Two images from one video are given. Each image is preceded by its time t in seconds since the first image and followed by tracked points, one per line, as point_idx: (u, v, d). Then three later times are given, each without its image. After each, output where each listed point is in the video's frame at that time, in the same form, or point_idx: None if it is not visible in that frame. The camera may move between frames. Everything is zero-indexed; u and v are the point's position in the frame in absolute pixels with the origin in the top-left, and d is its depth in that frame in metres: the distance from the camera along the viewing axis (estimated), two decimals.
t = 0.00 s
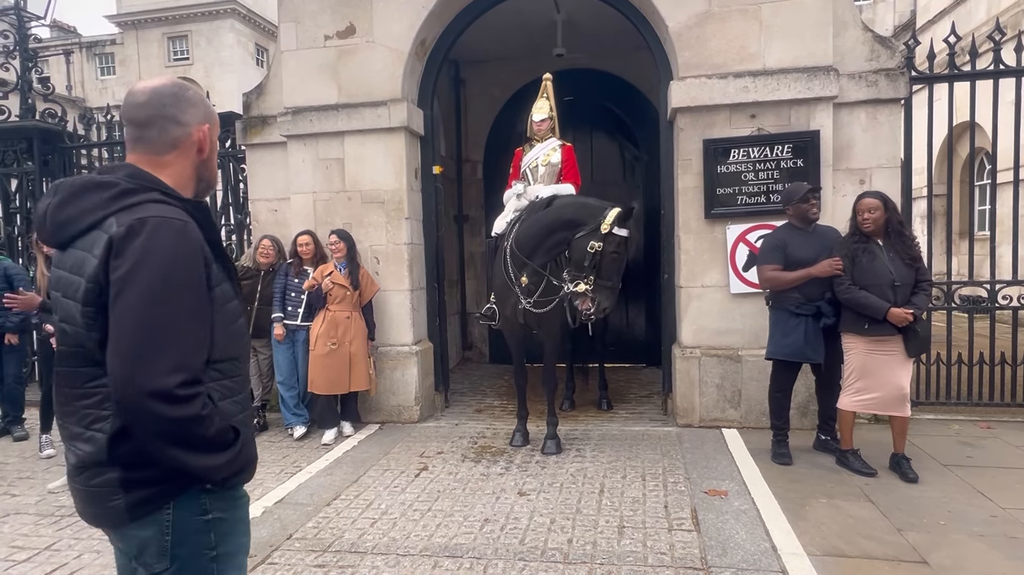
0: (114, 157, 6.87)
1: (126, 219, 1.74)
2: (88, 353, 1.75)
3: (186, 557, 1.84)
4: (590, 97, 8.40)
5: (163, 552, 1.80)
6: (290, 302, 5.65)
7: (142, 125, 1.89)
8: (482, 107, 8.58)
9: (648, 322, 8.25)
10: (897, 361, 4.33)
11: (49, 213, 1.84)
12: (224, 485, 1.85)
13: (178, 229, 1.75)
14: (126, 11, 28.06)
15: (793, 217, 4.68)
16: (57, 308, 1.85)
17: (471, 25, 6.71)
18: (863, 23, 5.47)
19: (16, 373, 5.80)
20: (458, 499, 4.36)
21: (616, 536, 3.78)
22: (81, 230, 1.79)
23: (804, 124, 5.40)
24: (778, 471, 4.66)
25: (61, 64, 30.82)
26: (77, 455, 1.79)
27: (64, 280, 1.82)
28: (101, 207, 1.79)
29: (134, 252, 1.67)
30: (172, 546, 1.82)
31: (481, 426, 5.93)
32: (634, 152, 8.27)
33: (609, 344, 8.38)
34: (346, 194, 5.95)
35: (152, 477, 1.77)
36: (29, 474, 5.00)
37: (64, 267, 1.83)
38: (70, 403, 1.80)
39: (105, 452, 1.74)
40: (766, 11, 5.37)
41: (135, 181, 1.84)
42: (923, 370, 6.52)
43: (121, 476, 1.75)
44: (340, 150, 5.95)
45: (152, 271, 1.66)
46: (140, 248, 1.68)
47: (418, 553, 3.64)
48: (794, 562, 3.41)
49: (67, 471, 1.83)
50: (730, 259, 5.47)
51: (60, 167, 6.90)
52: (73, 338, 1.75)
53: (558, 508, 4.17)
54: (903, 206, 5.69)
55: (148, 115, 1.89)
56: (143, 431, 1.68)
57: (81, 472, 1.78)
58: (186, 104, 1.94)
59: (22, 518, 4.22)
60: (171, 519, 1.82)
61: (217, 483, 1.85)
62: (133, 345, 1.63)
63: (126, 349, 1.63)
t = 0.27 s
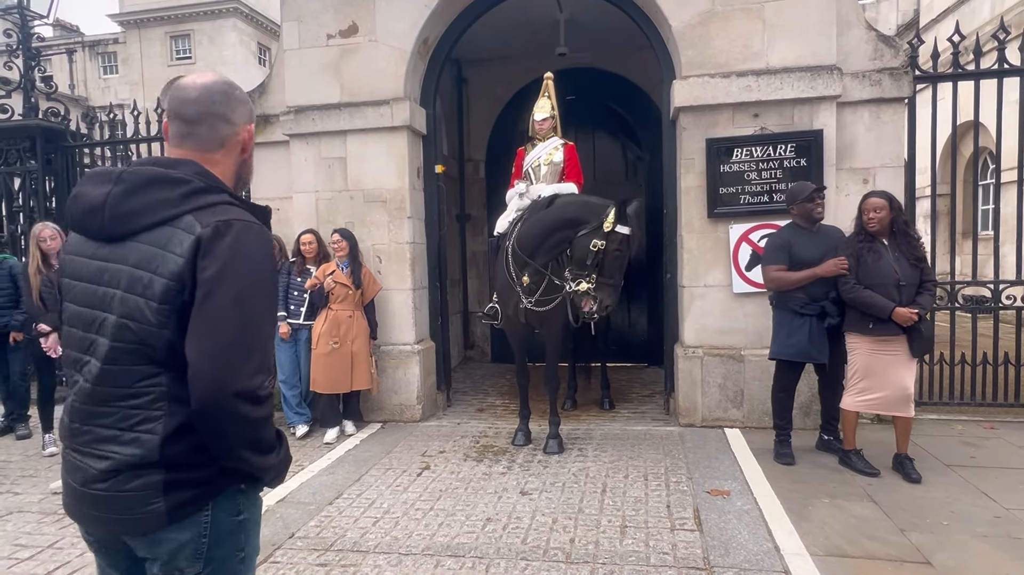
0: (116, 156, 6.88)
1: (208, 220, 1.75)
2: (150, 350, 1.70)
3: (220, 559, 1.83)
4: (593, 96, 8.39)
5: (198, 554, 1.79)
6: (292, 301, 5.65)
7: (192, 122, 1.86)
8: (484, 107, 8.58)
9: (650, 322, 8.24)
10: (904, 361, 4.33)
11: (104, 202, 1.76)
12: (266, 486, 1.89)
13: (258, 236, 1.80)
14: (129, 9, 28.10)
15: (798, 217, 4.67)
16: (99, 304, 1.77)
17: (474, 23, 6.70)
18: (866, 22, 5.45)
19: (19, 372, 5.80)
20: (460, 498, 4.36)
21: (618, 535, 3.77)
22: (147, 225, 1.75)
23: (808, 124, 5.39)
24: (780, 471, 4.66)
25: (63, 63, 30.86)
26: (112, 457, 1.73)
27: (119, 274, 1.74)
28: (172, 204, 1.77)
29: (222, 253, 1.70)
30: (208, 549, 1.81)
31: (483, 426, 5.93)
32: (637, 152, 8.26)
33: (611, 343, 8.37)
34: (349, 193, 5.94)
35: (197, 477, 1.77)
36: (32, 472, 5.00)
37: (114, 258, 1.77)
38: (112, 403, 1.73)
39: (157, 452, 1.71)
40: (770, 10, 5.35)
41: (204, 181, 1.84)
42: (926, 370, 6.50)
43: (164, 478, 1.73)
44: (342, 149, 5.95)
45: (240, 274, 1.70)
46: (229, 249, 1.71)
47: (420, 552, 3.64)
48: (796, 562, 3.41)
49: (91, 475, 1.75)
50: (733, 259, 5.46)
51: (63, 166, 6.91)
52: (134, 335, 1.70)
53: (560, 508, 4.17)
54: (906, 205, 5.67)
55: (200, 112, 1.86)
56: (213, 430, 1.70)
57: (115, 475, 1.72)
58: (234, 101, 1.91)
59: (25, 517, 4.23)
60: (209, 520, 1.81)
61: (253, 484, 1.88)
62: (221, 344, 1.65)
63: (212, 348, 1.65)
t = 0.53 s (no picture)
0: (119, 155, 6.89)
1: (225, 220, 1.76)
2: (174, 351, 1.71)
3: (235, 554, 1.84)
4: (595, 95, 8.38)
5: (215, 550, 1.80)
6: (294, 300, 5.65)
7: (182, 118, 1.85)
8: (487, 106, 8.57)
9: (652, 321, 8.24)
10: (908, 360, 4.30)
11: (115, 204, 1.74)
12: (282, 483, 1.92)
13: (275, 234, 1.81)
14: (131, 9, 28.14)
15: (802, 216, 4.66)
16: (112, 306, 1.75)
17: (476, 22, 6.69)
18: (870, 21, 5.44)
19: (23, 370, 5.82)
20: (462, 498, 4.35)
21: (620, 535, 3.77)
22: (162, 227, 1.74)
23: (811, 123, 5.38)
24: (783, 471, 4.65)
25: (67, 62, 30.92)
26: (134, 456, 1.71)
27: (136, 276, 1.73)
28: (188, 206, 1.77)
29: (243, 253, 1.71)
30: (225, 544, 1.82)
31: (484, 425, 5.93)
32: (639, 151, 8.25)
33: (613, 343, 8.37)
34: (351, 192, 5.94)
35: (218, 474, 1.79)
36: (34, 471, 5.01)
37: (128, 261, 1.75)
38: (134, 403, 1.71)
39: (184, 449, 1.73)
40: (773, 9, 5.34)
41: (214, 181, 1.85)
42: (929, 370, 6.48)
43: (188, 474, 1.74)
44: (345, 148, 5.95)
45: (262, 275, 1.72)
46: (248, 249, 1.72)
47: (421, 551, 3.64)
48: (799, 563, 3.40)
49: (109, 474, 1.72)
50: (736, 259, 5.45)
51: (66, 164, 6.92)
52: (157, 336, 1.70)
53: (562, 507, 4.17)
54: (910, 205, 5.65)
55: (188, 108, 1.84)
56: (240, 426, 1.73)
57: (136, 473, 1.71)
58: (223, 94, 1.89)
59: (27, 515, 4.23)
60: (228, 516, 1.82)
61: (267, 479, 1.92)
62: (246, 343, 1.68)
63: (237, 348, 1.67)
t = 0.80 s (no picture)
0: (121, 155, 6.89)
1: (209, 216, 1.77)
2: (174, 352, 1.71)
3: (240, 548, 1.84)
4: (597, 95, 8.37)
5: (221, 544, 1.80)
6: (296, 299, 5.65)
7: (145, 115, 1.85)
8: (488, 105, 8.57)
9: (654, 321, 8.23)
10: (911, 360, 4.28)
11: (97, 209, 1.72)
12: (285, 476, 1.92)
13: (262, 225, 1.83)
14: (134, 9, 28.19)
15: (806, 216, 4.65)
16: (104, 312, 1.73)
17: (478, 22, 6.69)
18: (873, 20, 5.42)
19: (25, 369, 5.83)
20: (464, 497, 4.35)
21: (622, 535, 3.76)
22: (147, 228, 1.73)
23: (814, 123, 5.36)
24: (786, 472, 4.63)
25: (70, 62, 30.97)
26: (140, 455, 1.71)
27: (126, 280, 1.72)
28: (170, 204, 1.77)
29: (231, 248, 1.71)
30: (230, 538, 1.81)
31: (486, 424, 5.92)
32: (641, 150, 8.24)
33: (616, 343, 8.36)
34: (353, 191, 5.94)
35: (223, 469, 1.79)
36: (36, 470, 5.01)
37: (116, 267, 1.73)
38: (137, 404, 1.71)
39: (188, 445, 1.73)
40: (776, 8, 5.33)
41: (191, 176, 1.84)
42: (932, 370, 6.47)
43: (193, 471, 1.74)
44: (347, 147, 5.95)
45: (252, 268, 1.73)
46: (235, 244, 1.73)
47: (423, 551, 3.64)
48: (801, 563, 3.39)
49: (116, 473, 1.72)
50: (739, 259, 5.44)
51: (68, 164, 6.93)
52: (156, 338, 1.69)
53: (564, 507, 4.16)
54: (913, 205, 5.64)
55: (150, 103, 1.84)
56: (243, 420, 1.75)
57: (142, 471, 1.71)
58: (187, 88, 1.88)
59: (30, 513, 4.24)
60: (232, 510, 1.82)
61: (270, 474, 1.92)
62: (243, 337, 1.70)
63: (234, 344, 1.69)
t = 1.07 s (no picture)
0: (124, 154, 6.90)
1: (210, 215, 1.77)
2: (179, 350, 1.72)
3: (243, 544, 1.85)
4: (599, 94, 8.36)
5: (224, 540, 1.81)
6: (298, 299, 5.65)
7: (137, 116, 1.84)
8: (490, 105, 8.57)
9: (656, 321, 8.22)
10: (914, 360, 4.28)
11: (97, 210, 1.71)
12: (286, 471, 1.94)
13: (263, 224, 1.83)
14: (137, 8, 28.23)
15: (809, 216, 4.64)
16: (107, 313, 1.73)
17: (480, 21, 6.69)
18: (876, 20, 5.41)
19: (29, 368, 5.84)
20: (465, 497, 4.35)
21: (624, 536, 3.76)
22: (148, 228, 1.73)
23: (816, 123, 5.35)
24: (788, 472, 4.63)
25: (72, 61, 31.01)
26: (144, 454, 1.71)
27: (128, 281, 1.71)
28: (170, 204, 1.76)
29: (233, 247, 1.72)
30: (233, 534, 1.82)
31: (488, 424, 5.92)
32: (643, 150, 8.24)
33: (617, 343, 8.35)
34: (355, 191, 5.94)
35: (226, 467, 1.80)
36: (38, 469, 5.02)
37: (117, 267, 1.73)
38: (141, 403, 1.71)
39: (192, 443, 1.74)
40: (779, 8, 5.32)
41: (189, 176, 1.83)
42: (935, 371, 6.45)
43: (197, 469, 1.75)
44: (349, 147, 5.95)
45: (253, 266, 1.74)
46: (236, 243, 1.74)
47: (424, 551, 3.63)
48: (803, 564, 3.38)
49: (119, 472, 1.71)
50: (741, 259, 5.43)
51: (71, 163, 6.94)
52: (161, 336, 1.70)
53: (566, 507, 4.16)
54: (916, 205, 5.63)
55: (140, 104, 1.84)
56: (247, 416, 1.77)
57: (147, 470, 1.71)
58: (178, 90, 1.88)
59: (32, 512, 4.24)
60: (235, 507, 1.83)
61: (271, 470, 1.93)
62: (247, 335, 1.71)
63: (238, 342, 1.71)
